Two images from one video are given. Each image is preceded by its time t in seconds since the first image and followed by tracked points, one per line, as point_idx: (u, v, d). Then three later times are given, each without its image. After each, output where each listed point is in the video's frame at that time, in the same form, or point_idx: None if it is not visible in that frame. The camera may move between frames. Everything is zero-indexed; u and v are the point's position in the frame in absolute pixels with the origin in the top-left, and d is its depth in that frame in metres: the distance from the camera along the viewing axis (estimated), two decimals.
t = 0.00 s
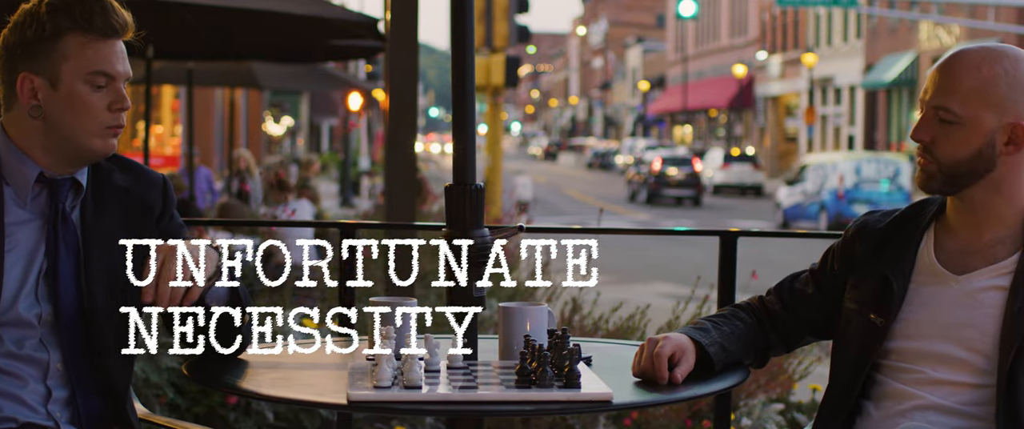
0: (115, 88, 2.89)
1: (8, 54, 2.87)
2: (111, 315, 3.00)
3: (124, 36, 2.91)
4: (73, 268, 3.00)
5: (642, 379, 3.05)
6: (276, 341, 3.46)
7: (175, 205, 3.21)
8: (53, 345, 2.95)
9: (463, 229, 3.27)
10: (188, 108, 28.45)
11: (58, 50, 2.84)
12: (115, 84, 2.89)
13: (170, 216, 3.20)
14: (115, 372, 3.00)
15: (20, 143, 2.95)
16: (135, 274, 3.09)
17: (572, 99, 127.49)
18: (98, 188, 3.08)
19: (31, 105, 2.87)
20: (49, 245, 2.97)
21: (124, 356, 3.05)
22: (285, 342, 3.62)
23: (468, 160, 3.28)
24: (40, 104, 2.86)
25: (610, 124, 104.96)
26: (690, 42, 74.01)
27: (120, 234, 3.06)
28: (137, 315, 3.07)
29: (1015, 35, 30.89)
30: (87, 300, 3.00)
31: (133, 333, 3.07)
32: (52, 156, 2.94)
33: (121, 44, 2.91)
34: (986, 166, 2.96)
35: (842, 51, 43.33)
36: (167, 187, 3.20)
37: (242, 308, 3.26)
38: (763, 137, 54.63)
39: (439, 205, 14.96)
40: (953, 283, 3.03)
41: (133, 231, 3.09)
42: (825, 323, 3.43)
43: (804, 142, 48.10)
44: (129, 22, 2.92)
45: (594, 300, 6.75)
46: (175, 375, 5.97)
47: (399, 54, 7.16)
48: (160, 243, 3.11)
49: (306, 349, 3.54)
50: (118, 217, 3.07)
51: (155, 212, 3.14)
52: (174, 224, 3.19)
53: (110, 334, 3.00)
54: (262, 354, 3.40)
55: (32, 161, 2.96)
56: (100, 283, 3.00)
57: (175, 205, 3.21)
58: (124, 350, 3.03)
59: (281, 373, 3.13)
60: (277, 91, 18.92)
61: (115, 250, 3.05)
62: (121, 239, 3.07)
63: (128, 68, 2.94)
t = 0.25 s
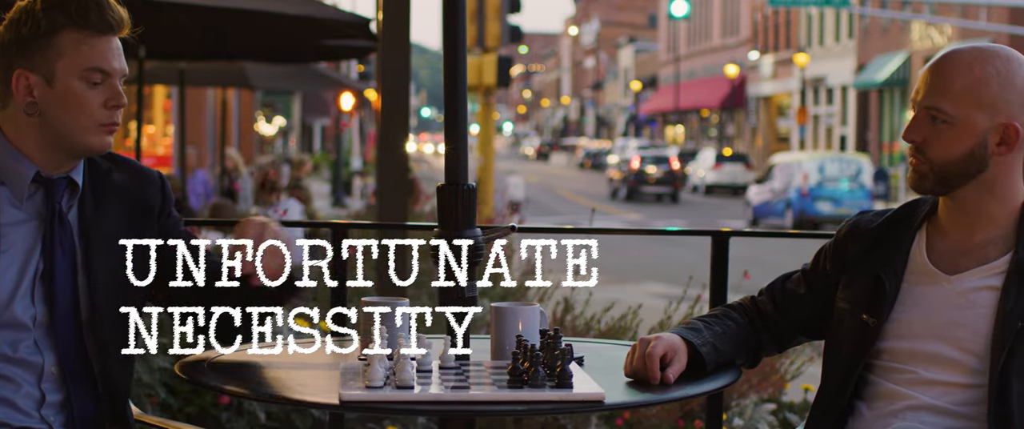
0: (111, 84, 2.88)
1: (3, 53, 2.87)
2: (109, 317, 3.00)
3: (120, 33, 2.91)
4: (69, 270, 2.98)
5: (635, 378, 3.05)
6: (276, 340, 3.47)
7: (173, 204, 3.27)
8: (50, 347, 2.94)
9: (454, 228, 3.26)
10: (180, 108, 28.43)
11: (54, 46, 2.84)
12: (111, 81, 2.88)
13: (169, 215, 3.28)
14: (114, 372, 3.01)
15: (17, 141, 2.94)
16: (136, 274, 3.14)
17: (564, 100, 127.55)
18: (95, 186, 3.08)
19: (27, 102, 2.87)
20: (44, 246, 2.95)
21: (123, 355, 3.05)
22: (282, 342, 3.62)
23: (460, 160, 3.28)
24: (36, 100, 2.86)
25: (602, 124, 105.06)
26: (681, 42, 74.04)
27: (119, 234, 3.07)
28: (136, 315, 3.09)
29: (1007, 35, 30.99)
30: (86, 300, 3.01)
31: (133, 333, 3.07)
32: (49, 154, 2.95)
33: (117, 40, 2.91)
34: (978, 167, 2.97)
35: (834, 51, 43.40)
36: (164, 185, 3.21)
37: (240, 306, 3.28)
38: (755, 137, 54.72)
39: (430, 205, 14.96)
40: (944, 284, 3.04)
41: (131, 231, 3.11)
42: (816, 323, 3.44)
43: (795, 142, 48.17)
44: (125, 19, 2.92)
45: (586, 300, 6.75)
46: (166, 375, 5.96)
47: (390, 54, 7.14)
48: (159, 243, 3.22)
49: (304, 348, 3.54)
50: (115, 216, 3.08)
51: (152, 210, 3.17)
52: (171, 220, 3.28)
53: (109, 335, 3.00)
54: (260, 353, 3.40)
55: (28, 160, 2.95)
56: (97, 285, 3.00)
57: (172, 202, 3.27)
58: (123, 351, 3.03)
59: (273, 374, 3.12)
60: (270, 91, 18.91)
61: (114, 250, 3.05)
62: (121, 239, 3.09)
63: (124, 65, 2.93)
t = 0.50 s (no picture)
0: (107, 79, 2.87)
1: None
2: (108, 315, 2.99)
3: (116, 28, 2.91)
4: (64, 269, 2.96)
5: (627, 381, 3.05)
6: (276, 341, 3.47)
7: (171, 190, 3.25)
8: (46, 348, 2.91)
9: (447, 229, 3.26)
10: (172, 108, 28.37)
11: (49, 41, 2.83)
12: (107, 76, 2.88)
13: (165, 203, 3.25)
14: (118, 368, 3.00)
15: (13, 140, 2.92)
16: (136, 274, 3.12)
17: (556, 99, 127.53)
18: (92, 181, 3.07)
19: (22, 98, 2.86)
20: (40, 245, 2.93)
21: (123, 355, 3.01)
22: (283, 342, 3.62)
23: (452, 160, 3.28)
24: (33, 96, 2.85)
25: (594, 124, 105.05)
26: (673, 42, 74.06)
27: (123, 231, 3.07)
28: (137, 315, 3.06)
29: (999, 35, 31.06)
30: (83, 302, 3.00)
31: (134, 333, 3.04)
32: (45, 152, 2.92)
33: (114, 36, 2.91)
34: (971, 167, 2.97)
35: (826, 51, 43.44)
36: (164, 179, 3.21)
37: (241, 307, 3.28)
38: (748, 137, 54.75)
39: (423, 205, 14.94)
40: (937, 284, 3.04)
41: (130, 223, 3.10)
42: (808, 324, 3.44)
43: (788, 142, 48.21)
44: (121, 15, 2.91)
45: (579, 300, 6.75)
46: (158, 375, 5.95)
47: (383, 54, 7.13)
48: (158, 242, 3.19)
49: (306, 348, 3.54)
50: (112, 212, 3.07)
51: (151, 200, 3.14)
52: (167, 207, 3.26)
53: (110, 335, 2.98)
54: (262, 353, 3.41)
55: (23, 158, 2.93)
56: (97, 283, 2.99)
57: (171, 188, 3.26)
58: (123, 350, 3.00)
59: (266, 373, 3.11)
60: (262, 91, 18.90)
61: (115, 250, 3.05)
62: (121, 239, 3.07)
63: (119, 61, 2.93)
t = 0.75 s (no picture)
0: (104, 78, 2.82)
1: None
2: (102, 315, 2.92)
3: (114, 26, 2.86)
4: (58, 270, 2.92)
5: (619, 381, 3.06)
6: (276, 340, 3.48)
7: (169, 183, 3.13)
8: (38, 349, 2.87)
9: (438, 229, 3.25)
10: (164, 108, 28.37)
11: (46, 40, 2.78)
12: (104, 75, 2.82)
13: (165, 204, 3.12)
14: (113, 371, 2.92)
15: (8, 139, 2.88)
16: (137, 274, 3.04)
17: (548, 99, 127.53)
18: (88, 181, 2.99)
19: (18, 97, 2.81)
20: (33, 245, 2.89)
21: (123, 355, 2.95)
22: (281, 342, 3.63)
23: (443, 160, 3.28)
24: (28, 94, 2.80)
25: (586, 124, 105.07)
26: (665, 42, 74.15)
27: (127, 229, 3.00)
28: (136, 315, 2.99)
29: (990, 35, 31.13)
30: (77, 301, 2.94)
31: (133, 333, 2.97)
32: (42, 152, 2.88)
33: (111, 35, 2.85)
34: (962, 167, 2.98)
35: (818, 51, 43.54)
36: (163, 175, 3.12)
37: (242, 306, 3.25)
38: (740, 137, 54.82)
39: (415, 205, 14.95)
40: (930, 284, 3.05)
41: (129, 220, 3.01)
42: (800, 323, 3.44)
43: (780, 142, 48.30)
44: (119, 12, 2.86)
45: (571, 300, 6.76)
46: (150, 375, 5.93)
47: (375, 54, 7.13)
48: (158, 242, 3.12)
49: (305, 348, 3.55)
50: (109, 213, 2.99)
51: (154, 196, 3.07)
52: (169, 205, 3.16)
53: (110, 335, 2.93)
54: (262, 353, 3.42)
55: (19, 157, 2.89)
56: (90, 285, 2.92)
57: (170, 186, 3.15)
58: (123, 350, 2.94)
59: (257, 374, 3.11)
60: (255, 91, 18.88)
61: (115, 252, 2.98)
62: (121, 239, 3.00)
63: (119, 60, 2.87)
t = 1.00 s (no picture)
0: (100, 80, 2.80)
1: None
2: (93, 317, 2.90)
3: (111, 27, 2.84)
4: (51, 270, 2.90)
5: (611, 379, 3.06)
6: (276, 341, 3.49)
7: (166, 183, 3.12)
8: (31, 352, 2.86)
9: (431, 229, 3.25)
10: (156, 108, 28.34)
11: (42, 40, 2.76)
12: (101, 77, 2.80)
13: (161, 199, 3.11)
14: (105, 373, 2.90)
15: (5, 140, 2.86)
16: (137, 274, 3.04)
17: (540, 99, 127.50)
18: (84, 181, 2.98)
19: (14, 97, 2.80)
20: (27, 246, 2.88)
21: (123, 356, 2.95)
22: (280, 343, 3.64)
23: (435, 160, 3.27)
24: (24, 95, 2.79)
25: (577, 124, 105.06)
26: (657, 42, 74.18)
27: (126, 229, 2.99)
28: (136, 315, 2.97)
29: (982, 36, 31.19)
30: (72, 303, 2.93)
31: (133, 333, 2.96)
32: (38, 153, 2.87)
33: (108, 36, 2.84)
34: (954, 168, 2.98)
35: (810, 51, 43.60)
36: (160, 174, 3.11)
37: (242, 307, 3.24)
38: (732, 137, 54.88)
39: (406, 205, 14.94)
40: (921, 285, 3.06)
41: (125, 218, 2.99)
42: (792, 324, 3.45)
43: (771, 142, 48.39)
44: (115, 14, 2.85)
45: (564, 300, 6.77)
46: (142, 375, 5.90)
47: (367, 55, 7.12)
48: (156, 243, 3.11)
49: (305, 348, 3.55)
50: (103, 214, 2.97)
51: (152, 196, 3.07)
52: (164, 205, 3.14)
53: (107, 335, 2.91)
54: (262, 354, 3.43)
55: (14, 160, 2.88)
56: (84, 287, 2.90)
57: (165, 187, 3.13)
58: (123, 350, 2.94)
59: (249, 373, 3.11)
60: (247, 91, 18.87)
61: (115, 252, 2.97)
62: (121, 239, 2.99)
63: (115, 61, 2.85)
